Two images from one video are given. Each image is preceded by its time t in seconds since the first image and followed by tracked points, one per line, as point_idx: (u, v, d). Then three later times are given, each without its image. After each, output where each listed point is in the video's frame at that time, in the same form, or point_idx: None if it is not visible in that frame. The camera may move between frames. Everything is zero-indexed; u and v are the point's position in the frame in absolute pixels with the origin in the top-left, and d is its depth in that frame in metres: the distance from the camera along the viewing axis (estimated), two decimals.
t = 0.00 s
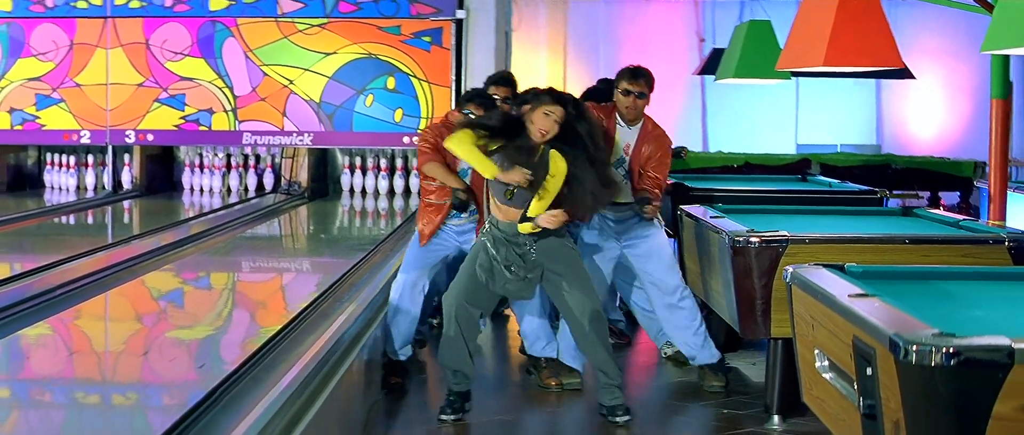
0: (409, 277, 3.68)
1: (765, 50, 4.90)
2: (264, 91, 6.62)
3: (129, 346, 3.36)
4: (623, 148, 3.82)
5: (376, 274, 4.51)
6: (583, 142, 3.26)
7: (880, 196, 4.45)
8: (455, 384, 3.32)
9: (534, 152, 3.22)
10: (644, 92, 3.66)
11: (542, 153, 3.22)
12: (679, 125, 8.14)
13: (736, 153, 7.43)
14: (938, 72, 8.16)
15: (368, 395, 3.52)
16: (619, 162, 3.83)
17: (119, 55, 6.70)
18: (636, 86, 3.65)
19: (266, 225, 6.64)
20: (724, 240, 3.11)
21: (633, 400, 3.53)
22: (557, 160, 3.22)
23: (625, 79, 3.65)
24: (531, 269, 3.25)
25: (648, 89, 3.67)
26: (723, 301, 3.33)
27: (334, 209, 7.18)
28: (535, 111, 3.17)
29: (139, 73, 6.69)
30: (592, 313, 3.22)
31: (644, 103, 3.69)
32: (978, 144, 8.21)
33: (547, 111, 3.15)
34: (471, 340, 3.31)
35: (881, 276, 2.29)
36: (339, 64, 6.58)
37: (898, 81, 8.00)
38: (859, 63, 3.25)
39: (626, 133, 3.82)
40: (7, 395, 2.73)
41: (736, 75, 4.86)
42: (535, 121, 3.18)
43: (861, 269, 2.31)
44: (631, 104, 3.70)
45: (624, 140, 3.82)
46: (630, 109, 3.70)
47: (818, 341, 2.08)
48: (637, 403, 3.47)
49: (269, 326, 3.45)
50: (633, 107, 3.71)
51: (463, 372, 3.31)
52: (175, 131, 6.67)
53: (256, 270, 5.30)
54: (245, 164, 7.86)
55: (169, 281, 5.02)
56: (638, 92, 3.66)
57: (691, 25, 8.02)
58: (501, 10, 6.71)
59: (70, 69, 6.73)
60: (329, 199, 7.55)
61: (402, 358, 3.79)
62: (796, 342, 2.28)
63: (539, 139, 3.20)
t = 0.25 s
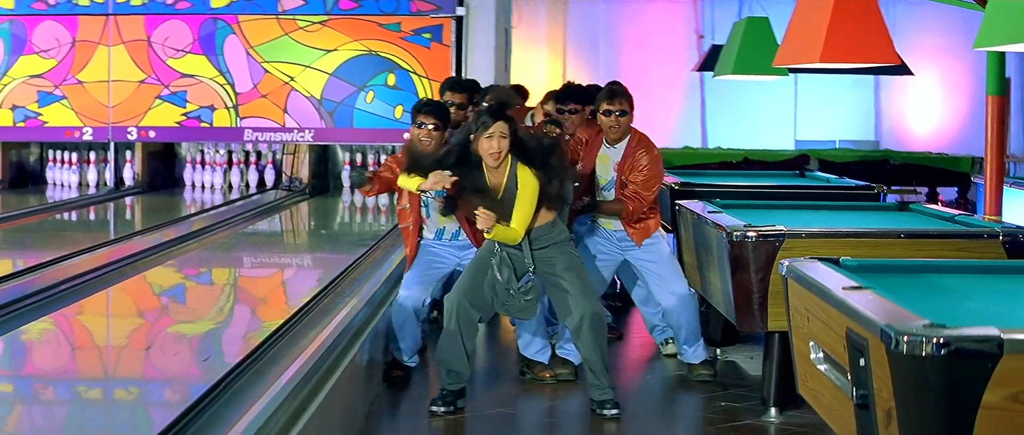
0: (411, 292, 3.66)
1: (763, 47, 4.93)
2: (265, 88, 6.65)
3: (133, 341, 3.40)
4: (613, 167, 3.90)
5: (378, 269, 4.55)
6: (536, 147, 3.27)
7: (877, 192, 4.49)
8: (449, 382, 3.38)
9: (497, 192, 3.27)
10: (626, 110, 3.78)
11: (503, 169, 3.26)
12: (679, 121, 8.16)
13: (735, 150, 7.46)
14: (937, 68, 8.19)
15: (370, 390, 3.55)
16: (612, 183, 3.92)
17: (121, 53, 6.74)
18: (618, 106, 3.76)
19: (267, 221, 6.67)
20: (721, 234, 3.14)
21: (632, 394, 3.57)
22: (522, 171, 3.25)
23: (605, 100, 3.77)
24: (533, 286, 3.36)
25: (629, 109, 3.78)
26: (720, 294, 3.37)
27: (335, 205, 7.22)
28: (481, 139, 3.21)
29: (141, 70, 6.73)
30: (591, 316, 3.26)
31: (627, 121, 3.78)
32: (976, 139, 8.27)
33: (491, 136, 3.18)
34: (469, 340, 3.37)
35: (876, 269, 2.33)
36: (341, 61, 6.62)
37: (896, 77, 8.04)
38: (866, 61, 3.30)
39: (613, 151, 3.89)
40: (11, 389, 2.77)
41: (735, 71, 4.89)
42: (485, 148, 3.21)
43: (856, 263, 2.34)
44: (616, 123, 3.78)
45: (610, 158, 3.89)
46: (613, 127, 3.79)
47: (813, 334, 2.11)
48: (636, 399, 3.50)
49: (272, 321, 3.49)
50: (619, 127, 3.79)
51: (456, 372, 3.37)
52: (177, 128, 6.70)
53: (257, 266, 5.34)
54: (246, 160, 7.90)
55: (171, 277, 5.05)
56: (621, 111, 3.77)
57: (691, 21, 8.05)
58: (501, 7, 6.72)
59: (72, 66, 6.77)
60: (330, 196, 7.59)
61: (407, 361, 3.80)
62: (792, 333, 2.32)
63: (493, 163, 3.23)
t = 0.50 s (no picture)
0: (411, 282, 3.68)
1: (762, 43, 4.97)
2: (266, 85, 6.68)
3: (137, 336, 3.43)
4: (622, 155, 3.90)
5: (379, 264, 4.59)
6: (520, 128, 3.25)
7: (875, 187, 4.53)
8: (450, 375, 3.45)
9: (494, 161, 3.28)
10: (629, 98, 3.79)
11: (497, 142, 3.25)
12: (678, 117, 8.20)
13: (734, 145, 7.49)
14: (934, 65, 8.24)
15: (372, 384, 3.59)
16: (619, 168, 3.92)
17: (123, 49, 6.77)
18: (620, 94, 3.78)
19: (268, 217, 6.71)
20: (720, 229, 3.18)
21: (631, 388, 3.61)
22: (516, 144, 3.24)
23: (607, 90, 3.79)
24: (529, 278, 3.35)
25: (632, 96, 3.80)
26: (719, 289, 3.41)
27: (337, 201, 7.26)
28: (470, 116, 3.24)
29: (143, 66, 6.76)
30: (593, 315, 3.31)
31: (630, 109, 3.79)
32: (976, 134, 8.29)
33: (478, 112, 3.20)
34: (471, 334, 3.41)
35: (872, 262, 2.37)
36: (342, 58, 6.65)
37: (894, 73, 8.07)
38: (868, 58, 3.33)
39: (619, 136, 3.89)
40: (16, 383, 2.81)
41: (733, 67, 4.93)
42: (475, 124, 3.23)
43: (852, 256, 2.38)
44: (620, 111, 3.79)
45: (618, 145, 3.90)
46: (618, 116, 3.80)
47: (809, 326, 2.15)
48: (636, 392, 3.54)
49: (275, 316, 3.52)
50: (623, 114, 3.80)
51: (458, 366, 3.44)
52: (179, 124, 6.74)
53: (259, 262, 5.37)
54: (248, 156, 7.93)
55: (173, 273, 5.09)
56: (624, 99, 3.79)
57: (690, 18, 8.09)
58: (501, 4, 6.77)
59: (75, 63, 6.80)
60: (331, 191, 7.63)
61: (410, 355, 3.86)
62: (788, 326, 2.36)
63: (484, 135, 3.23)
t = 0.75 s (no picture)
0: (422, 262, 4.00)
1: (760, 42, 5.01)
2: (268, 83, 6.72)
3: (142, 332, 3.48)
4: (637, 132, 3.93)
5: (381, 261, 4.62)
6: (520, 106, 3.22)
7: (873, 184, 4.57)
8: (458, 370, 3.51)
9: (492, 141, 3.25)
10: (637, 76, 3.81)
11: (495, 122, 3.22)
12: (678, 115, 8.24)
13: (733, 143, 7.53)
14: (933, 62, 8.28)
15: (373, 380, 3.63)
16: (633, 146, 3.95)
17: (125, 47, 6.80)
18: (629, 72, 3.80)
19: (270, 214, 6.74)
20: (718, 225, 3.22)
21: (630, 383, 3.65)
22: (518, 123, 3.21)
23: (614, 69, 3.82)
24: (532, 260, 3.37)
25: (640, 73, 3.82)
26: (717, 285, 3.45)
27: (338, 198, 7.30)
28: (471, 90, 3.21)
29: (145, 64, 6.79)
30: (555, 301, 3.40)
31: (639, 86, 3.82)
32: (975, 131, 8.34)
33: (479, 86, 3.17)
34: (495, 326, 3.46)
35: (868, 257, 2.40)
36: (343, 55, 6.68)
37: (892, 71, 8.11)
38: (868, 56, 3.36)
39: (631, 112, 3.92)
40: (21, 379, 2.84)
41: (732, 65, 4.96)
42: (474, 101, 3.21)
43: (847, 251, 2.42)
44: (630, 89, 3.83)
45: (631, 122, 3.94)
46: (629, 95, 3.83)
47: (805, 320, 2.19)
48: (634, 387, 3.58)
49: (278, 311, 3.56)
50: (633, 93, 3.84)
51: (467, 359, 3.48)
52: (181, 122, 6.78)
53: (260, 258, 5.41)
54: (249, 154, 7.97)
55: (175, 269, 5.13)
56: (632, 77, 3.81)
57: (689, 16, 8.13)
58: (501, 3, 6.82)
59: (77, 61, 6.83)
60: (332, 189, 7.67)
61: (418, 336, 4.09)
62: (785, 320, 2.39)
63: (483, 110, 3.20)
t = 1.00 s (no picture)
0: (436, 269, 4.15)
1: (760, 40, 5.04)
2: (271, 81, 6.76)
3: (147, 328, 3.52)
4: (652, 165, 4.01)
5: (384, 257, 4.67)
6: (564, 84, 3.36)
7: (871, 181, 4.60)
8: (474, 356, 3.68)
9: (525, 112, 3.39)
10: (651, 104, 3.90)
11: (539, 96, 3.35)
12: (679, 113, 8.26)
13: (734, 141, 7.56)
14: (932, 60, 8.32)
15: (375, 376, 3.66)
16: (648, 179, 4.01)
17: (129, 46, 6.84)
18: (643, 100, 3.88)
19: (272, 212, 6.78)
20: (717, 222, 3.25)
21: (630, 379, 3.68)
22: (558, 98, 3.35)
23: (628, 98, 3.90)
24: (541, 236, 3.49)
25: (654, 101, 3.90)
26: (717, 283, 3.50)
27: (340, 196, 7.34)
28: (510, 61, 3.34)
29: (148, 62, 6.83)
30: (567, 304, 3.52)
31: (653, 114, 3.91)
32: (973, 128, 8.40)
33: (517, 57, 3.30)
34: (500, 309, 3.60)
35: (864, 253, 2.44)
36: (346, 53, 6.73)
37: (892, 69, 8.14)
38: (867, 55, 3.39)
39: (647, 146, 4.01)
40: (25, 374, 2.88)
41: (732, 63, 4.99)
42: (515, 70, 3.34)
43: (844, 248, 2.46)
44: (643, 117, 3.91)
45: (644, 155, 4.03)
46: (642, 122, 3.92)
47: (802, 315, 2.23)
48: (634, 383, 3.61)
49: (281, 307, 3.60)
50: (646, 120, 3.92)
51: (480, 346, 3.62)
52: (184, 120, 6.80)
53: (263, 256, 5.44)
54: (252, 152, 8.01)
55: (178, 266, 5.17)
56: (647, 105, 3.90)
57: (690, 15, 8.17)
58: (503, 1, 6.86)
59: (81, 59, 6.87)
60: (334, 187, 7.70)
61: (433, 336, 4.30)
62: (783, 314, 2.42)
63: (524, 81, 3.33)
